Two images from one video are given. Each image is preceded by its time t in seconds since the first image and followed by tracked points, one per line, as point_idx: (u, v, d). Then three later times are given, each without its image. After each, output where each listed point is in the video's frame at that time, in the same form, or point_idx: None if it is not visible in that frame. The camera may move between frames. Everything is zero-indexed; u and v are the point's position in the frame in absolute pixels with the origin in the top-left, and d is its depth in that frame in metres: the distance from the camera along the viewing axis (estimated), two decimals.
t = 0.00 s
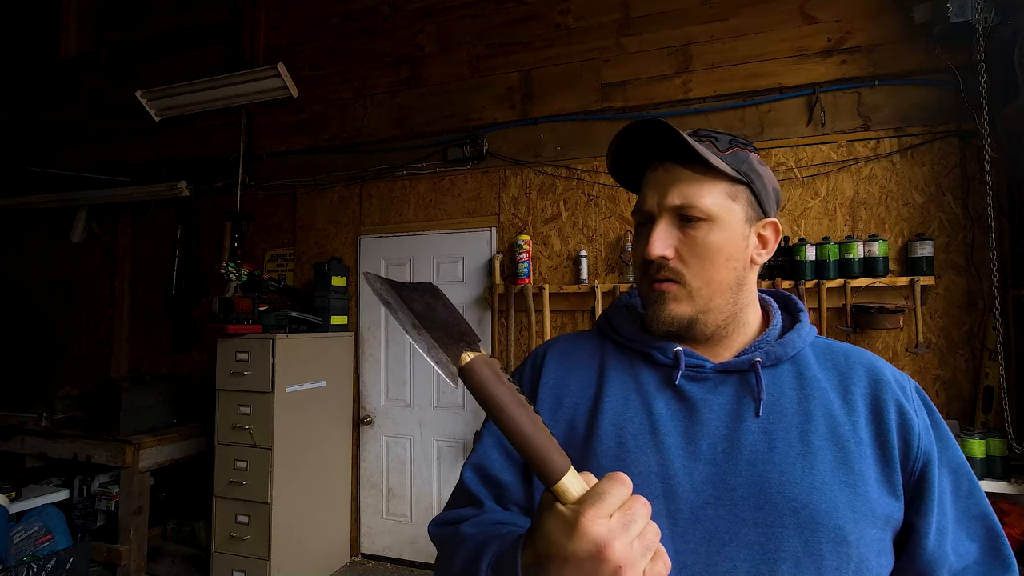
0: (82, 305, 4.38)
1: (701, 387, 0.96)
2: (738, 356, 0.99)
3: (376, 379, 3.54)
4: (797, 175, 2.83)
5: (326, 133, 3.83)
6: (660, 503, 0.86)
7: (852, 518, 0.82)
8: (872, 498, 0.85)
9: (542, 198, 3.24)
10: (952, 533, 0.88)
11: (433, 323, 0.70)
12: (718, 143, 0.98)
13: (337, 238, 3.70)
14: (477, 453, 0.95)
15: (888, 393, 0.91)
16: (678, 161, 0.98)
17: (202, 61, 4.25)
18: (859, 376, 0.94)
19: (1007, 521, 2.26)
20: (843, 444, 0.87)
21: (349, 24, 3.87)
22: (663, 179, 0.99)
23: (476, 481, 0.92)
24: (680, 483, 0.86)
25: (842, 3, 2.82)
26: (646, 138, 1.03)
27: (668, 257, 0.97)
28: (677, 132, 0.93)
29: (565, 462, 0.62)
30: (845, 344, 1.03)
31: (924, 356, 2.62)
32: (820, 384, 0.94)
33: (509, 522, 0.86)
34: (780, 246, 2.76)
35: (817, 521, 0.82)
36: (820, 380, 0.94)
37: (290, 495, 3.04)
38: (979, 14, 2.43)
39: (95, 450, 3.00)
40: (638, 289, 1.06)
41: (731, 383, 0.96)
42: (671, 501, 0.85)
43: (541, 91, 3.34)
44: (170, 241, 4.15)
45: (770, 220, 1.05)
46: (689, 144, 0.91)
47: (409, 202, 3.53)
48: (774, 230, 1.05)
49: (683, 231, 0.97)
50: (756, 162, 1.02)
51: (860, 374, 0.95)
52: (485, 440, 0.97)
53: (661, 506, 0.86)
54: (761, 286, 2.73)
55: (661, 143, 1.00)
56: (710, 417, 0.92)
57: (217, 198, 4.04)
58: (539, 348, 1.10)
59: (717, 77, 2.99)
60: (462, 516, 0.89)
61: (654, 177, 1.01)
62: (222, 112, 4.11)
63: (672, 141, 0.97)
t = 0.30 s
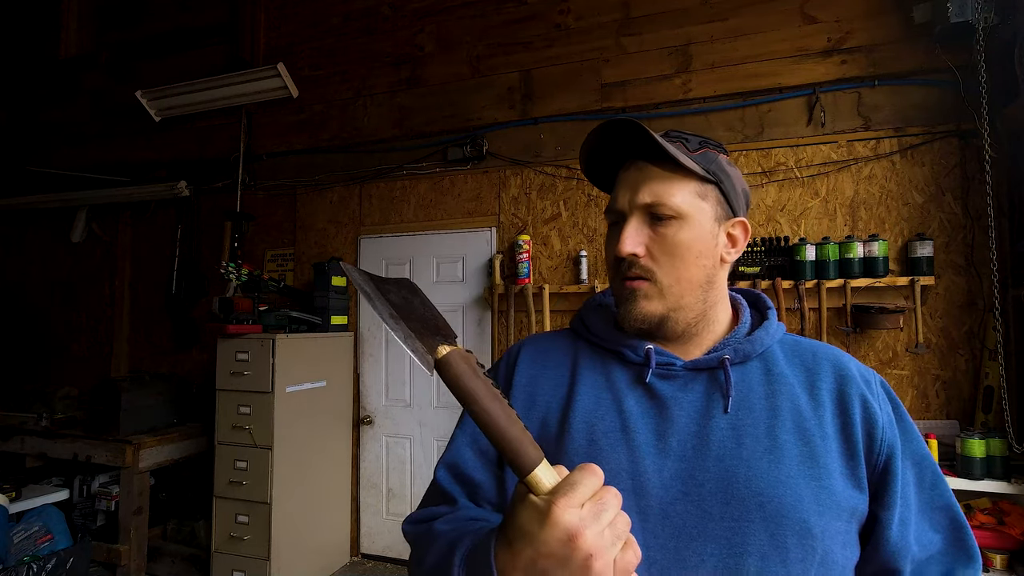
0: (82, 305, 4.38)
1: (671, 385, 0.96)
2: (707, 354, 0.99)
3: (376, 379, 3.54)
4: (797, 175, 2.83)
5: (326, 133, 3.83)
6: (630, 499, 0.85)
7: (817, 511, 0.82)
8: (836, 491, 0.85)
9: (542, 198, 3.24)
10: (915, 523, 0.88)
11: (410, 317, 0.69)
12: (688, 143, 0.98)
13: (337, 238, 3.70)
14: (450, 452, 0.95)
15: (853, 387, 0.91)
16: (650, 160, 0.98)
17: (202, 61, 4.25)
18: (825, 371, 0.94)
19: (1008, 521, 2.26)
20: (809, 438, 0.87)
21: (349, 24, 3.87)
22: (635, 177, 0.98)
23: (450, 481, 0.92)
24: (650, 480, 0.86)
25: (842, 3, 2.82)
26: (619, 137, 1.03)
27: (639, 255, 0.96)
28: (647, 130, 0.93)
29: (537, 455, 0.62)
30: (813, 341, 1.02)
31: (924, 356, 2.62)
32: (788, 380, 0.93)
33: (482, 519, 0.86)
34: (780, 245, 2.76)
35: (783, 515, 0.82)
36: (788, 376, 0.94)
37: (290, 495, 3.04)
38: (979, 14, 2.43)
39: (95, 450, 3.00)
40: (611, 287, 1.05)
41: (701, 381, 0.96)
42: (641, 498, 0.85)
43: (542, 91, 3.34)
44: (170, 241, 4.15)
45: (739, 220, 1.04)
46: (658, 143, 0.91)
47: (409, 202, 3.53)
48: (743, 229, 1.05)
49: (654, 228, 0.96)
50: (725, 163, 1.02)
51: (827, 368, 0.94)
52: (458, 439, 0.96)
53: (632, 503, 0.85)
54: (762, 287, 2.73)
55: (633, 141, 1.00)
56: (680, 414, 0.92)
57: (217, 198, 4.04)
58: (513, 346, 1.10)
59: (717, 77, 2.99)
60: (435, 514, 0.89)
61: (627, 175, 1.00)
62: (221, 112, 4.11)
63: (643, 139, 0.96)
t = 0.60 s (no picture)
0: (83, 305, 4.39)
1: (634, 383, 0.96)
2: (669, 353, 0.99)
3: (376, 378, 3.55)
4: (797, 175, 2.82)
5: (326, 133, 3.83)
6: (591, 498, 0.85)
7: (771, 505, 0.82)
8: (790, 484, 0.84)
9: (542, 198, 3.24)
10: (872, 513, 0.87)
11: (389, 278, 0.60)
12: (654, 143, 0.99)
13: (337, 238, 3.70)
14: (419, 446, 0.96)
15: (809, 379, 0.91)
16: (616, 159, 0.98)
17: (201, 61, 4.25)
18: (783, 366, 0.94)
19: (1008, 521, 2.26)
20: (764, 433, 0.87)
21: (349, 24, 3.87)
22: (603, 176, 0.98)
23: (419, 475, 0.93)
24: (610, 478, 0.86)
25: (842, 3, 2.82)
26: (587, 136, 1.03)
27: (606, 253, 0.95)
28: (615, 130, 0.93)
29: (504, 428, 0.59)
30: (776, 334, 1.02)
31: (924, 356, 2.62)
32: (746, 375, 0.93)
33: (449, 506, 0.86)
34: (780, 245, 2.76)
35: (736, 510, 0.82)
36: (747, 372, 0.94)
37: (290, 494, 3.05)
38: (979, 14, 2.42)
39: (95, 450, 3.00)
40: (578, 285, 1.04)
41: (664, 379, 0.96)
42: (603, 497, 0.85)
43: (542, 91, 3.34)
44: (171, 241, 4.16)
45: (704, 219, 1.04)
46: (624, 142, 0.92)
47: (409, 202, 3.53)
48: (708, 229, 1.05)
49: (620, 227, 0.96)
50: (691, 164, 1.03)
51: (784, 363, 0.94)
52: (427, 433, 0.98)
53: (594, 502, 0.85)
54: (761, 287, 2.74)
55: (600, 140, 1.00)
56: (641, 412, 0.92)
57: (217, 198, 4.04)
58: (482, 344, 1.09)
59: (717, 77, 2.99)
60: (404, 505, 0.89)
61: (594, 174, 1.00)
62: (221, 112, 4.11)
63: (611, 139, 0.97)
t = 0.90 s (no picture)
0: (83, 305, 4.39)
1: (600, 379, 0.92)
2: (635, 348, 0.96)
3: (376, 378, 3.55)
4: (797, 175, 2.82)
5: (326, 133, 3.83)
6: (555, 492, 0.82)
7: (731, 495, 0.81)
8: (750, 475, 0.83)
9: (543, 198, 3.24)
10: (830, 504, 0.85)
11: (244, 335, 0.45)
12: (624, 146, 0.95)
13: (337, 238, 3.70)
14: (394, 450, 0.94)
15: (768, 372, 0.89)
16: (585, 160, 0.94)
17: (201, 61, 4.25)
18: (745, 359, 0.92)
19: (1008, 521, 2.26)
20: (725, 424, 0.85)
21: (349, 24, 3.86)
22: (573, 177, 0.95)
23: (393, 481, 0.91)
24: (574, 471, 0.83)
25: (842, 3, 2.82)
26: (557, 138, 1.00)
27: (574, 252, 0.91)
28: (585, 129, 0.91)
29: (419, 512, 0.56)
30: (736, 331, 0.99)
31: (924, 356, 2.62)
32: (710, 368, 0.91)
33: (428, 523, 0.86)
34: (780, 246, 2.76)
35: (697, 499, 0.80)
36: (710, 364, 0.92)
37: (290, 494, 3.04)
38: (979, 14, 2.43)
39: (95, 450, 3.00)
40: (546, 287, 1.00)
41: (630, 374, 0.93)
42: (568, 490, 0.82)
43: (542, 91, 3.34)
44: (170, 241, 4.16)
45: (672, 223, 1.00)
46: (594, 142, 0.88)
47: (409, 202, 3.53)
48: (675, 233, 1.01)
49: (588, 227, 0.92)
50: (660, 169, 0.99)
51: (746, 356, 0.93)
52: (399, 437, 0.95)
53: (558, 497, 0.82)
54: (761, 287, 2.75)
55: (570, 142, 0.97)
56: (607, 407, 0.89)
57: (217, 198, 4.04)
58: (452, 346, 1.04)
59: (717, 77, 2.99)
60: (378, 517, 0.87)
61: (564, 175, 0.97)
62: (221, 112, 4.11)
63: (580, 139, 0.94)
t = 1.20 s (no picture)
0: (83, 305, 4.39)
1: (573, 381, 0.93)
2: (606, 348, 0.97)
3: (376, 378, 3.54)
4: (797, 175, 2.82)
5: (326, 133, 3.83)
6: (531, 493, 0.82)
7: (704, 490, 0.81)
8: (720, 471, 0.84)
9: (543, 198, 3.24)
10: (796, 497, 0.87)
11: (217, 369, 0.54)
12: (588, 149, 0.96)
13: (337, 238, 3.71)
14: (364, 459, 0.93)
15: (735, 372, 0.91)
16: (553, 164, 0.95)
17: (201, 61, 4.25)
18: (713, 360, 0.93)
19: (1008, 521, 2.26)
20: (696, 422, 0.86)
21: (349, 24, 3.87)
22: (541, 181, 0.95)
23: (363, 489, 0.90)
24: (550, 474, 0.83)
25: (842, 3, 2.82)
26: (523, 142, 0.99)
27: (547, 257, 0.92)
28: (553, 134, 0.91)
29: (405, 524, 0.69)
30: (702, 331, 1.01)
31: (925, 356, 2.62)
32: (679, 367, 0.92)
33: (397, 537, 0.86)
34: (780, 245, 2.75)
35: (671, 495, 0.80)
36: (680, 364, 0.93)
37: (290, 494, 3.04)
38: (979, 14, 2.42)
39: (95, 450, 3.00)
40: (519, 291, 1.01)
41: (601, 375, 0.93)
42: (544, 491, 0.82)
43: (542, 91, 3.34)
44: (170, 241, 4.16)
45: (636, 221, 1.03)
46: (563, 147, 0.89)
47: (409, 202, 3.53)
48: (641, 231, 1.04)
49: (560, 231, 0.93)
50: (624, 168, 1.01)
51: (714, 356, 0.94)
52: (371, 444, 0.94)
53: (534, 498, 0.82)
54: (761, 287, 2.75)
55: (537, 145, 0.97)
56: (580, 408, 0.89)
57: (217, 198, 4.04)
58: (422, 352, 1.03)
59: (716, 77, 3.00)
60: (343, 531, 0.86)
61: (532, 179, 0.97)
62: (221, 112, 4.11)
63: (547, 143, 0.94)
